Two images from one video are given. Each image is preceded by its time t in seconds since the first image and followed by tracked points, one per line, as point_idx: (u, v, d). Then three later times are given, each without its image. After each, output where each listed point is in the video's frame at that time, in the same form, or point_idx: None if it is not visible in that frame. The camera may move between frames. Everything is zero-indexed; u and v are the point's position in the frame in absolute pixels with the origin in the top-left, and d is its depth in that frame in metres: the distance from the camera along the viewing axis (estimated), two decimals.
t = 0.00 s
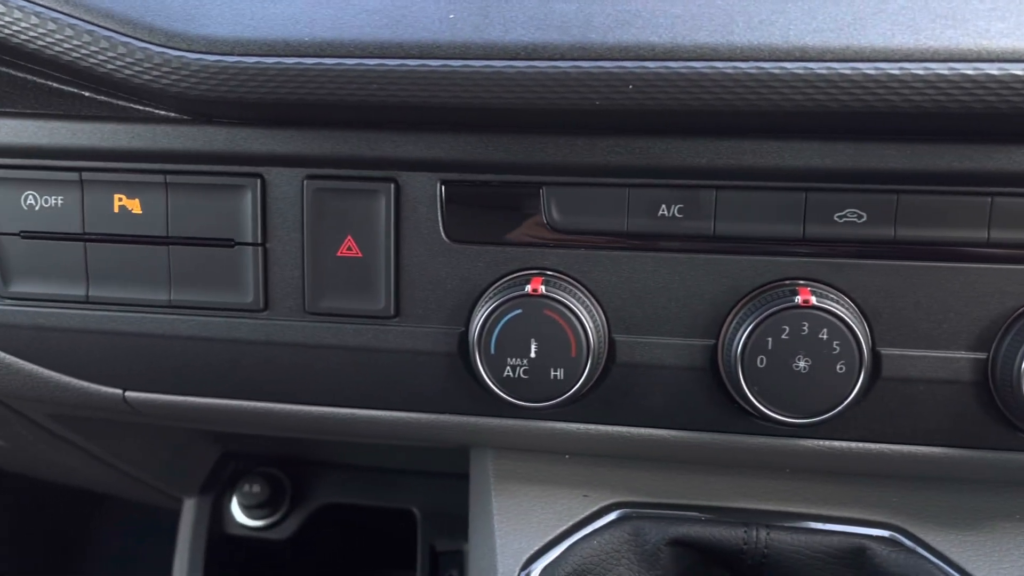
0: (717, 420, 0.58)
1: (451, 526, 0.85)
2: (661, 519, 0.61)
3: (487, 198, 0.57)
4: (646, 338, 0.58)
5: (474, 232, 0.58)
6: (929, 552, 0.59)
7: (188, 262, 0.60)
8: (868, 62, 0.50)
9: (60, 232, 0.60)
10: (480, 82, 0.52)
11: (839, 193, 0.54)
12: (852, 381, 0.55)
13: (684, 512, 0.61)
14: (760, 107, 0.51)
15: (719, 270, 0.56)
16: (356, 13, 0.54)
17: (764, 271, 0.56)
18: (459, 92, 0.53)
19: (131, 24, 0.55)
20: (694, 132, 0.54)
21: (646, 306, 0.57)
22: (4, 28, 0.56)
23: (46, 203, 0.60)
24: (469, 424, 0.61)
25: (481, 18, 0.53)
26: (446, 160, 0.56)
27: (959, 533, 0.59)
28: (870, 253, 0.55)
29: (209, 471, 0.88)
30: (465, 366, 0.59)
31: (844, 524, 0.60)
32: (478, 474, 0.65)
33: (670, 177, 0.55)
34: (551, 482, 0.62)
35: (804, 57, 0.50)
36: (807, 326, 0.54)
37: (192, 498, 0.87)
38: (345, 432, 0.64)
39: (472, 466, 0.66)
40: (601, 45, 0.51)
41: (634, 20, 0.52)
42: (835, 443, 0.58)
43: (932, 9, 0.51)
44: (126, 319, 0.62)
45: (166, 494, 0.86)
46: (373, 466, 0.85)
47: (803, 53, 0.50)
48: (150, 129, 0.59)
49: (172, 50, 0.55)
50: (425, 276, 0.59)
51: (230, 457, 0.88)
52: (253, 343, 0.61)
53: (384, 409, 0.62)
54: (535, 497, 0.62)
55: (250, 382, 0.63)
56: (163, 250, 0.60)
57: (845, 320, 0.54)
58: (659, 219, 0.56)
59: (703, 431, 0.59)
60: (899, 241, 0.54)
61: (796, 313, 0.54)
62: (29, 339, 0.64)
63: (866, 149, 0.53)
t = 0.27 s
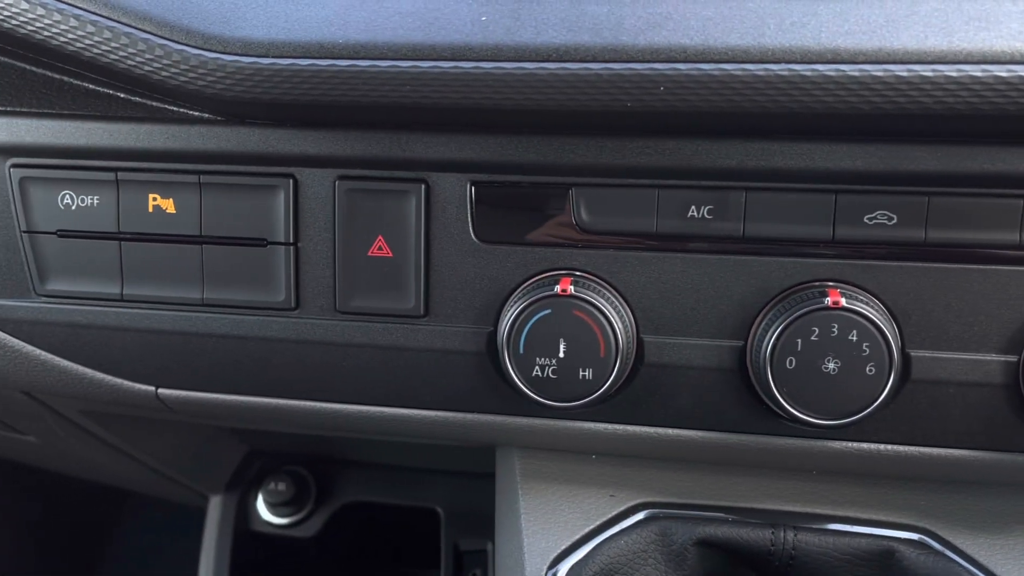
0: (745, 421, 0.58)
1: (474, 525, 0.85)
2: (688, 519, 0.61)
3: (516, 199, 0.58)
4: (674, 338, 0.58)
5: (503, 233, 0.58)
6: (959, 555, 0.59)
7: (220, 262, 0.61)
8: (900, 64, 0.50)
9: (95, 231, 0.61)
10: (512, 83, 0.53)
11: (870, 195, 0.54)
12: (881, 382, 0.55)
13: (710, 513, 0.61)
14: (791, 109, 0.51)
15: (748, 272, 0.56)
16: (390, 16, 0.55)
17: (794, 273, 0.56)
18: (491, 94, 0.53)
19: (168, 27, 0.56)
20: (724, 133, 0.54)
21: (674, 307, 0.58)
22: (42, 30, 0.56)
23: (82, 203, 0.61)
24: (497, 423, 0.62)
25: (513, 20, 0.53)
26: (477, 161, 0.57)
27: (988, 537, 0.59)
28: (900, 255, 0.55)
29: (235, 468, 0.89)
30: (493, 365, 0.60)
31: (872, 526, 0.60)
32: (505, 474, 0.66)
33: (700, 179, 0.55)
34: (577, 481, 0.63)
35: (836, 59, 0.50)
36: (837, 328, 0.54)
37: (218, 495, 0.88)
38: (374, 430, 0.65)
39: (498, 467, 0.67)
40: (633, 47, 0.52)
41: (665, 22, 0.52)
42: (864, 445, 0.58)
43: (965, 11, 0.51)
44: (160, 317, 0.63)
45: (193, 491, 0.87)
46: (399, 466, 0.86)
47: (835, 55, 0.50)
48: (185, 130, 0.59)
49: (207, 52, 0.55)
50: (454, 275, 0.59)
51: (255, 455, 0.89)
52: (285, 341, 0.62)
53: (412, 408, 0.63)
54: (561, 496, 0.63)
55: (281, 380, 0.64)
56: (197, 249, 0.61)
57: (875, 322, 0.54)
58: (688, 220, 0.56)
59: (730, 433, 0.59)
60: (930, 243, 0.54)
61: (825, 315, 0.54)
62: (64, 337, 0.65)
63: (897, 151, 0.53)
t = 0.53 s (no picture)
0: (762, 422, 0.58)
1: (488, 524, 0.86)
2: (705, 520, 0.61)
3: (533, 199, 0.58)
4: (691, 338, 0.58)
5: (520, 233, 0.58)
6: (977, 558, 0.58)
7: (239, 260, 0.61)
8: (920, 64, 0.50)
9: (116, 230, 0.62)
10: (530, 83, 0.53)
11: (889, 196, 0.54)
12: (900, 384, 0.54)
13: (727, 513, 0.61)
14: (810, 109, 0.51)
15: (766, 272, 0.56)
16: (409, 16, 0.55)
17: (811, 273, 0.56)
18: (509, 94, 0.53)
19: (190, 27, 0.56)
20: (742, 134, 0.54)
21: (692, 307, 0.58)
22: (65, 30, 0.57)
23: (103, 202, 0.62)
24: (514, 422, 0.62)
25: (532, 20, 0.54)
26: (495, 160, 0.57)
27: (1007, 540, 0.59)
28: (919, 256, 0.55)
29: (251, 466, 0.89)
30: (510, 364, 0.60)
31: (890, 528, 0.59)
32: (521, 474, 0.66)
33: (718, 179, 0.55)
34: (593, 481, 0.63)
35: (855, 59, 0.50)
36: (855, 329, 0.54)
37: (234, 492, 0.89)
38: (391, 428, 0.65)
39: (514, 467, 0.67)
40: (652, 47, 0.52)
41: (684, 22, 0.52)
42: (882, 446, 0.58)
43: (986, 11, 0.50)
44: (179, 315, 0.63)
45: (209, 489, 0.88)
46: (414, 465, 0.87)
47: (854, 55, 0.50)
48: (205, 130, 0.60)
49: (228, 52, 0.56)
50: (471, 275, 0.59)
51: (271, 453, 0.90)
52: (303, 340, 0.62)
53: (429, 406, 0.63)
54: (577, 496, 0.63)
55: (299, 378, 0.64)
56: (217, 248, 0.61)
57: (894, 323, 0.54)
58: (706, 220, 0.56)
59: (747, 433, 0.59)
60: (949, 244, 0.54)
61: (844, 315, 0.54)
62: (84, 334, 0.65)
63: (917, 151, 0.53)
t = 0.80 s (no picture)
0: (774, 420, 0.58)
1: (499, 522, 0.86)
2: (716, 517, 0.61)
3: (546, 197, 0.58)
4: (703, 337, 0.58)
5: (533, 231, 0.59)
6: (990, 557, 0.58)
7: (253, 257, 0.62)
8: (934, 63, 0.50)
9: (132, 227, 0.62)
10: (544, 82, 0.53)
11: (902, 194, 0.54)
12: (913, 382, 0.54)
13: (738, 511, 0.61)
14: (823, 107, 0.51)
15: (778, 270, 0.56)
16: (423, 15, 0.55)
17: (824, 271, 0.56)
18: (523, 92, 0.54)
19: (206, 26, 0.56)
20: (755, 132, 0.54)
21: (704, 305, 0.58)
22: (83, 29, 0.57)
23: (119, 199, 0.63)
24: (526, 419, 0.62)
25: (545, 19, 0.54)
26: (508, 159, 0.57)
27: (1020, 539, 0.59)
28: (932, 254, 0.55)
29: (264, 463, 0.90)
30: (522, 361, 0.60)
31: (902, 527, 0.59)
32: (533, 472, 0.66)
33: (731, 177, 0.56)
34: (605, 479, 0.63)
35: (869, 57, 0.50)
36: (868, 327, 0.54)
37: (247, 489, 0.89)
38: (403, 425, 0.66)
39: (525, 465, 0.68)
40: (665, 45, 0.52)
41: (698, 21, 0.52)
42: (894, 445, 0.58)
43: (1001, 9, 0.50)
44: (194, 312, 0.64)
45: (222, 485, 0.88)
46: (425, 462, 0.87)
47: (868, 53, 0.50)
48: (220, 128, 0.60)
49: (243, 50, 0.56)
50: (484, 273, 0.60)
51: (283, 450, 0.91)
52: (316, 337, 0.63)
53: (441, 404, 0.63)
54: (589, 494, 0.63)
55: (312, 375, 0.64)
56: (231, 245, 0.62)
57: (907, 321, 0.54)
58: (719, 219, 0.56)
59: (759, 431, 0.59)
60: (963, 242, 0.54)
61: (856, 314, 0.54)
62: (100, 331, 0.66)
63: (930, 150, 0.53)
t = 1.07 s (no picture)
0: (783, 418, 0.58)
1: (506, 519, 0.86)
2: (724, 515, 0.61)
3: (555, 194, 0.58)
4: (712, 334, 0.58)
5: (542, 228, 0.59)
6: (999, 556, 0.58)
7: (263, 254, 0.62)
8: (944, 61, 0.50)
9: (143, 224, 0.63)
10: (553, 79, 0.53)
11: (912, 192, 0.54)
12: (922, 381, 0.54)
13: (747, 509, 0.61)
14: (833, 105, 0.51)
15: (787, 268, 0.56)
16: (433, 13, 0.55)
17: (833, 269, 0.56)
18: (532, 90, 0.54)
19: (217, 24, 0.57)
20: (765, 130, 0.54)
21: (713, 303, 0.58)
22: (95, 28, 0.58)
23: (131, 196, 0.63)
24: (535, 417, 0.62)
25: (555, 17, 0.54)
26: (517, 156, 0.57)
27: None
28: (942, 253, 0.55)
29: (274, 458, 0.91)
30: (531, 359, 0.60)
31: (912, 525, 0.59)
32: (542, 470, 0.66)
33: (740, 175, 0.56)
34: (613, 477, 0.63)
35: (879, 55, 0.50)
36: (877, 325, 0.54)
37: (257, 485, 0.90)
38: (412, 421, 0.66)
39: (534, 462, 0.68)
40: (675, 43, 0.52)
41: (707, 18, 0.52)
42: (903, 443, 0.58)
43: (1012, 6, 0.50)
44: (205, 308, 0.64)
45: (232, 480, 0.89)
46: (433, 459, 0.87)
47: (879, 51, 0.50)
48: (231, 125, 0.61)
49: (254, 48, 0.56)
50: (493, 270, 0.60)
51: (293, 446, 0.91)
52: (326, 333, 0.63)
53: (450, 401, 0.64)
54: (597, 491, 0.63)
55: (321, 372, 0.65)
56: (241, 242, 0.62)
57: (917, 319, 0.54)
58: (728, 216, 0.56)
59: (768, 429, 0.59)
60: (973, 240, 0.54)
61: (866, 312, 0.54)
62: (111, 327, 0.66)
63: (940, 148, 0.53)
